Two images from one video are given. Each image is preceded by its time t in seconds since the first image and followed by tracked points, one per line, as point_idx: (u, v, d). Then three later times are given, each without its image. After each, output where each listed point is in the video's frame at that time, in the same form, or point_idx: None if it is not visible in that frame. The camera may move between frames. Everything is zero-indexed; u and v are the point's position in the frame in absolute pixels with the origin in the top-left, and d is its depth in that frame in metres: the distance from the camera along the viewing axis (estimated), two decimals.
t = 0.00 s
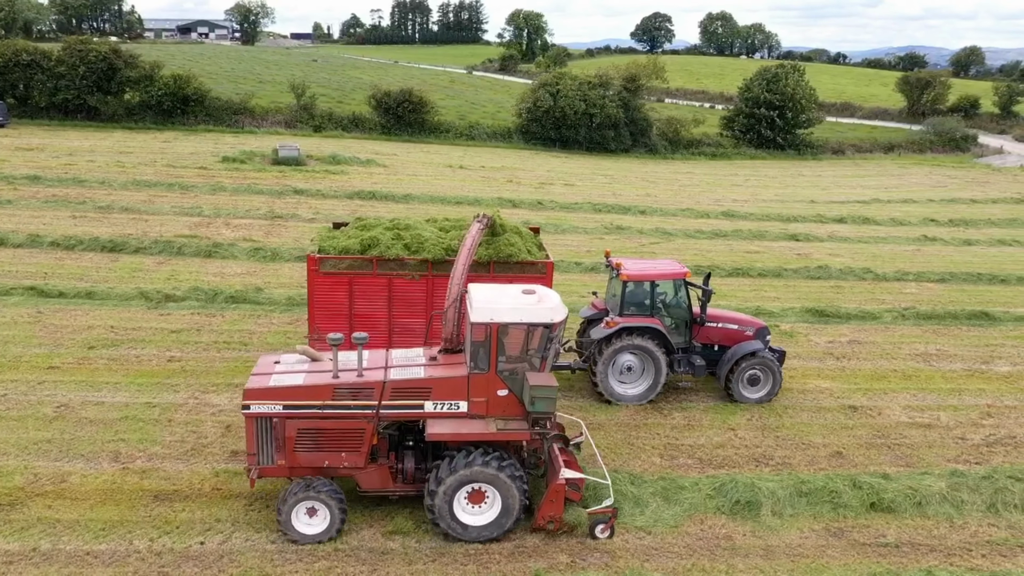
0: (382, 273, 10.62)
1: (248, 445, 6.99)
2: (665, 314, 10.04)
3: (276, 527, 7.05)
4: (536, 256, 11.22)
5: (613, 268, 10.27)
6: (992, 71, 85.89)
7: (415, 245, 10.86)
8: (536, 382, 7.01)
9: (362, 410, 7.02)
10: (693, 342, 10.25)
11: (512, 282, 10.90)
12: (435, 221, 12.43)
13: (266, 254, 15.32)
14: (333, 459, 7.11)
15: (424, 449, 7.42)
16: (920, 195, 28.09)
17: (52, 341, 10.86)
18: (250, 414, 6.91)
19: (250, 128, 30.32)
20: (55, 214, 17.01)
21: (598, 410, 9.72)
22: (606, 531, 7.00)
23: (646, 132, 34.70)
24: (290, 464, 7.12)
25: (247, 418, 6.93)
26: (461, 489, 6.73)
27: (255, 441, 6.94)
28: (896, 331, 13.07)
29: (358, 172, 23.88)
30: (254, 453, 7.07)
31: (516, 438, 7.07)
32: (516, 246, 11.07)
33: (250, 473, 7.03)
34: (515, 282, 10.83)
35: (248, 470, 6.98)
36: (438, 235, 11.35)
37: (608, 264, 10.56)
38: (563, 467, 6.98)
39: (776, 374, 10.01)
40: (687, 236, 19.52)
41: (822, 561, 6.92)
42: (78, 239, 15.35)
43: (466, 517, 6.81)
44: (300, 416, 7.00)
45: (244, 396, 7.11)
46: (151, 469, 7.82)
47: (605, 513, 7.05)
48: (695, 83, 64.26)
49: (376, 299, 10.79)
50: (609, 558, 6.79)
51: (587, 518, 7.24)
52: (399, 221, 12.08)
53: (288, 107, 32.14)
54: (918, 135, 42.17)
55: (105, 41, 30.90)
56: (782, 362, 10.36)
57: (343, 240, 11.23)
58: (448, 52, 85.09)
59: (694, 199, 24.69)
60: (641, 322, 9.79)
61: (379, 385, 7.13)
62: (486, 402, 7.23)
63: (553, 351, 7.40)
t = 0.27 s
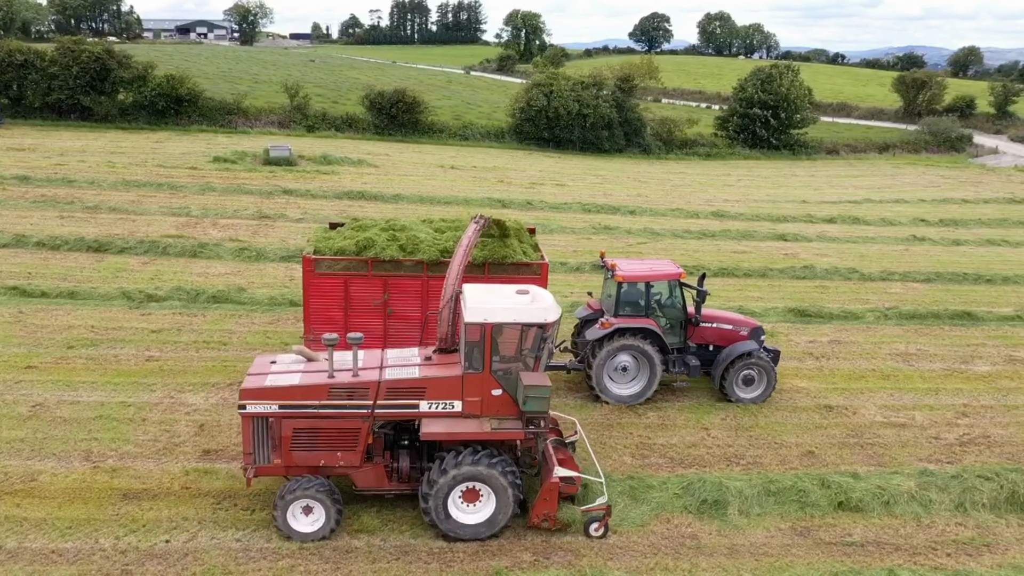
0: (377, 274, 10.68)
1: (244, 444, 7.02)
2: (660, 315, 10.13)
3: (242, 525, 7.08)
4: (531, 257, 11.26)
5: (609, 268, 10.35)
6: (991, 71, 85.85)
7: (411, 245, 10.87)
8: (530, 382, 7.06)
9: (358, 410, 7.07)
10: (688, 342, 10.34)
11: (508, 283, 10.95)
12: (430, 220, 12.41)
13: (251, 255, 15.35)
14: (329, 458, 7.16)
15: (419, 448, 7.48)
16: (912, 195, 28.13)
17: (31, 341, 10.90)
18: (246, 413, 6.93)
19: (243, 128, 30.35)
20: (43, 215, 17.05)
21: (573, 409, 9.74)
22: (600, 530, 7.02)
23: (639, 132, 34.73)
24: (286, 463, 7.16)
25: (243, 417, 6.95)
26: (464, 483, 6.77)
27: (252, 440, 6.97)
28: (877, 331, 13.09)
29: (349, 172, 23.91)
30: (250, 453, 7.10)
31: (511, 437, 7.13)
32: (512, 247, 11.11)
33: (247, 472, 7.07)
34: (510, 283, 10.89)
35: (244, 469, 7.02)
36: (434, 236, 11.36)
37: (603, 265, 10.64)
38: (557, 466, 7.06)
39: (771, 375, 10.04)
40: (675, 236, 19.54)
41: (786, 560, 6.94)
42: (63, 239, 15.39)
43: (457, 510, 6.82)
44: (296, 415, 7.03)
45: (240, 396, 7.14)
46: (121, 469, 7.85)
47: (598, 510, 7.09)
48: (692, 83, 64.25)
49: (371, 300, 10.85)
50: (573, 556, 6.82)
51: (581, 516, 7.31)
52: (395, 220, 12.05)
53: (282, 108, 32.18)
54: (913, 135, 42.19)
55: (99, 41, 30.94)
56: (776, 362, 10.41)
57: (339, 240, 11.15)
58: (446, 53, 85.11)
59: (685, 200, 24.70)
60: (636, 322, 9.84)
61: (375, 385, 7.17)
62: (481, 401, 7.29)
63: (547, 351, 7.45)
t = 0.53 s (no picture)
0: (372, 275, 10.77)
1: (241, 441, 7.14)
2: (655, 314, 10.12)
3: (209, 523, 7.11)
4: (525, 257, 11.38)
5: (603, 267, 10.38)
6: (989, 71, 85.79)
7: (406, 246, 10.98)
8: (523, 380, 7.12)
9: (353, 407, 7.16)
10: (683, 341, 10.36)
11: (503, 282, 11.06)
12: (425, 221, 12.49)
13: (236, 254, 15.39)
14: (324, 455, 7.26)
15: (414, 446, 7.54)
16: (904, 194, 28.16)
17: (11, 340, 10.93)
18: (242, 410, 7.05)
19: (236, 128, 30.38)
20: (30, 214, 17.08)
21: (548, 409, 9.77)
22: (593, 527, 7.07)
23: (633, 132, 34.75)
24: (282, 459, 7.26)
25: (241, 414, 7.09)
26: (464, 479, 6.81)
27: (248, 437, 7.09)
28: (858, 330, 13.10)
29: (340, 172, 23.94)
30: (247, 449, 7.21)
31: (503, 435, 7.17)
32: (507, 247, 11.21)
33: (243, 468, 7.18)
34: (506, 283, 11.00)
35: (240, 465, 7.13)
36: (429, 236, 11.46)
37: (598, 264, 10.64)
38: (550, 465, 7.10)
39: (765, 373, 10.09)
40: (663, 236, 19.56)
41: (750, 558, 6.95)
42: (49, 238, 15.41)
43: (447, 504, 6.84)
44: (292, 412, 7.13)
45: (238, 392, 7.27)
46: (92, 467, 7.88)
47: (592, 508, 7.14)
48: (689, 83, 64.25)
49: (367, 300, 10.95)
50: (537, 554, 6.84)
51: (575, 515, 7.36)
52: (390, 220, 12.13)
53: (275, 108, 32.22)
54: (909, 135, 42.19)
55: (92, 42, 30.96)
56: (771, 360, 10.43)
57: (335, 240, 11.24)
58: (444, 53, 85.11)
59: (676, 199, 24.72)
60: (631, 322, 9.87)
61: (370, 383, 7.26)
62: (475, 400, 7.34)
63: (541, 350, 7.51)
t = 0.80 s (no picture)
0: (368, 274, 10.74)
1: (237, 440, 7.19)
2: (650, 313, 10.18)
3: (175, 521, 7.14)
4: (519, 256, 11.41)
5: (598, 267, 10.39)
6: (987, 71, 85.74)
7: (401, 245, 10.99)
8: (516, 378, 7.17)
9: (347, 406, 7.22)
10: (678, 340, 10.37)
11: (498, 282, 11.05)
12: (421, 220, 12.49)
13: (221, 254, 15.42)
14: (319, 454, 7.31)
15: (410, 444, 7.59)
16: (895, 195, 28.20)
17: None
18: (238, 410, 7.12)
19: (230, 129, 30.42)
20: (17, 214, 17.12)
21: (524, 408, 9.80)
22: (587, 525, 7.13)
23: (627, 132, 34.80)
24: (278, 458, 7.33)
25: (236, 414, 7.15)
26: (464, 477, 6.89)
27: (244, 436, 7.14)
28: (839, 330, 13.12)
29: (331, 172, 23.99)
30: (243, 448, 7.27)
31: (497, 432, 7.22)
32: (502, 247, 11.22)
33: (239, 467, 7.23)
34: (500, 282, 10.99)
35: (237, 464, 7.18)
36: (424, 236, 11.47)
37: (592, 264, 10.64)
38: (545, 462, 7.16)
39: (759, 372, 10.13)
40: (651, 236, 19.59)
41: (714, 557, 6.97)
42: (34, 238, 15.45)
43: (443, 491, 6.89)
44: (287, 411, 7.19)
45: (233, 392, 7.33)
46: (62, 465, 7.91)
47: (585, 506, 7.20)
48: (686, 83, 64.27)
49: (363, 300, 10.94)
50: (501, 552, 6.87)
51: (569, 512, 7.41)
52: (386, 220, 12.13)
53: (269, 108, 32.28)
54: (904, 135, 42.21)
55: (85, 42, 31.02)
56: (765, 360, 10.47)
57: (330, 240, 11.25)
58: (442, 53, 85.14)
59: (667, 199, 24.75)
60: (626, 321, 9.89)
61: (364, 382, 7.32)
62: (469, 398, 7.42)
63: (534, 348, 7.58)
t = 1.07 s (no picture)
0: (364, 274, 10.84)
1: (233, 439, 7.28)
2: (645, 313, 10.24)
3: (142, 519, 7.18)
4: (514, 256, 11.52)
5: (594, 267, 10.48)
6: (986, 71, 85.65)
7: (396, 245, 11.08)
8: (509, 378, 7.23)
9: (342, 405, 7.29)
10: (672, 340, 10.47)
11: (493, 281, 11.16)
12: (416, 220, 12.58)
13: (206, 254, 15.45)
14: (314, 452, 7.39)
15: (403, 443, 7.65)
16: (887, 195, 28.24)
17: None
18: (233, 409, 7.20)
19: (223, 129, 30.44)
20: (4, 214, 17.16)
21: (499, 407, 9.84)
22: (580, 523, 7.18)
23: (621, 132, 34.84)
24: (273, 457, 7.41)
25: (232, 412, 7.23)
26: (466, 479, 6.98)
27: (239, 435, 7.23)
28: (821, 330, 13.15)
29: (322, 172, 24.03)
30: (239, 447, 7.35)
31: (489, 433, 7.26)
32: (496, 247, 11.31)
33: (235, 465, 7.33)
34: (495, 282, 11.09)
35: (232, 463, 7.27)
36: (419, 236, 11.55)
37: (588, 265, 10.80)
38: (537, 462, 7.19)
39: (753, 373, 10.19)
40: (639, 236, 19.62)
41: (678, 556, 6.99)
42: (20, 238, 15.50)
43: (439, 485, 6.95)
44: (282, 410, 7.27)
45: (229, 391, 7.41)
46: (33, 464, 7.95)
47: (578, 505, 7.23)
48: (683, 83, 64.27)
49: (358, 299, 11.04)
50: (464, 551, 6.90)
51: (562, 512, 7.44)
52: (381, 220, 12.21)
53: (262, 108, 32.33)
54: (899, 135, 42.22)
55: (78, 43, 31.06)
56: (760, 361, 10.52)
57: (326, 240, 11.35)
58: (440, 53, 85.17)
59: (658, 199, 24.77)
60: (620, 321, 9.98)
61: (359, 381, 7.39)
62: (462, 397, 7.47)
63: (527, 349, 7.66)
